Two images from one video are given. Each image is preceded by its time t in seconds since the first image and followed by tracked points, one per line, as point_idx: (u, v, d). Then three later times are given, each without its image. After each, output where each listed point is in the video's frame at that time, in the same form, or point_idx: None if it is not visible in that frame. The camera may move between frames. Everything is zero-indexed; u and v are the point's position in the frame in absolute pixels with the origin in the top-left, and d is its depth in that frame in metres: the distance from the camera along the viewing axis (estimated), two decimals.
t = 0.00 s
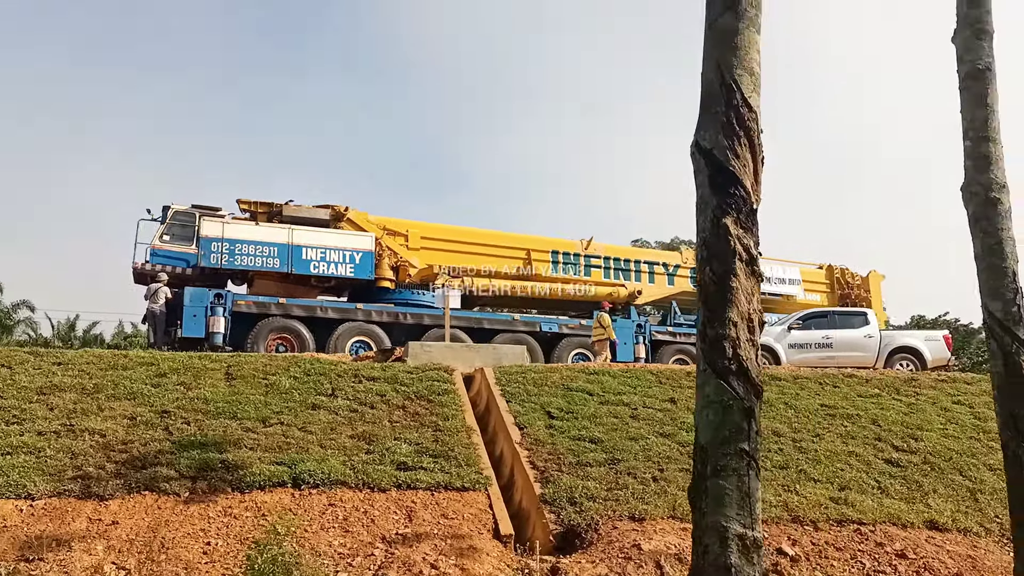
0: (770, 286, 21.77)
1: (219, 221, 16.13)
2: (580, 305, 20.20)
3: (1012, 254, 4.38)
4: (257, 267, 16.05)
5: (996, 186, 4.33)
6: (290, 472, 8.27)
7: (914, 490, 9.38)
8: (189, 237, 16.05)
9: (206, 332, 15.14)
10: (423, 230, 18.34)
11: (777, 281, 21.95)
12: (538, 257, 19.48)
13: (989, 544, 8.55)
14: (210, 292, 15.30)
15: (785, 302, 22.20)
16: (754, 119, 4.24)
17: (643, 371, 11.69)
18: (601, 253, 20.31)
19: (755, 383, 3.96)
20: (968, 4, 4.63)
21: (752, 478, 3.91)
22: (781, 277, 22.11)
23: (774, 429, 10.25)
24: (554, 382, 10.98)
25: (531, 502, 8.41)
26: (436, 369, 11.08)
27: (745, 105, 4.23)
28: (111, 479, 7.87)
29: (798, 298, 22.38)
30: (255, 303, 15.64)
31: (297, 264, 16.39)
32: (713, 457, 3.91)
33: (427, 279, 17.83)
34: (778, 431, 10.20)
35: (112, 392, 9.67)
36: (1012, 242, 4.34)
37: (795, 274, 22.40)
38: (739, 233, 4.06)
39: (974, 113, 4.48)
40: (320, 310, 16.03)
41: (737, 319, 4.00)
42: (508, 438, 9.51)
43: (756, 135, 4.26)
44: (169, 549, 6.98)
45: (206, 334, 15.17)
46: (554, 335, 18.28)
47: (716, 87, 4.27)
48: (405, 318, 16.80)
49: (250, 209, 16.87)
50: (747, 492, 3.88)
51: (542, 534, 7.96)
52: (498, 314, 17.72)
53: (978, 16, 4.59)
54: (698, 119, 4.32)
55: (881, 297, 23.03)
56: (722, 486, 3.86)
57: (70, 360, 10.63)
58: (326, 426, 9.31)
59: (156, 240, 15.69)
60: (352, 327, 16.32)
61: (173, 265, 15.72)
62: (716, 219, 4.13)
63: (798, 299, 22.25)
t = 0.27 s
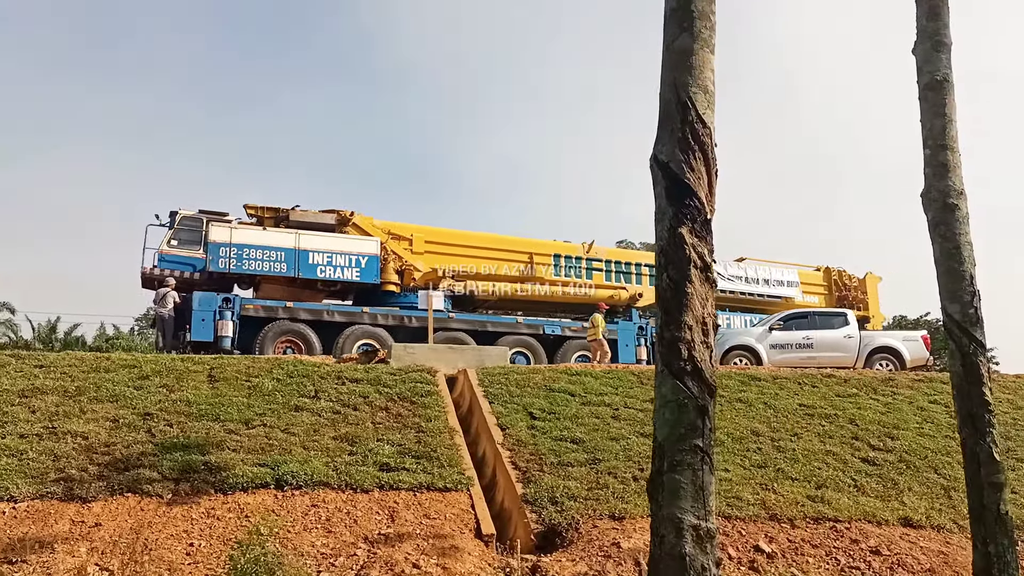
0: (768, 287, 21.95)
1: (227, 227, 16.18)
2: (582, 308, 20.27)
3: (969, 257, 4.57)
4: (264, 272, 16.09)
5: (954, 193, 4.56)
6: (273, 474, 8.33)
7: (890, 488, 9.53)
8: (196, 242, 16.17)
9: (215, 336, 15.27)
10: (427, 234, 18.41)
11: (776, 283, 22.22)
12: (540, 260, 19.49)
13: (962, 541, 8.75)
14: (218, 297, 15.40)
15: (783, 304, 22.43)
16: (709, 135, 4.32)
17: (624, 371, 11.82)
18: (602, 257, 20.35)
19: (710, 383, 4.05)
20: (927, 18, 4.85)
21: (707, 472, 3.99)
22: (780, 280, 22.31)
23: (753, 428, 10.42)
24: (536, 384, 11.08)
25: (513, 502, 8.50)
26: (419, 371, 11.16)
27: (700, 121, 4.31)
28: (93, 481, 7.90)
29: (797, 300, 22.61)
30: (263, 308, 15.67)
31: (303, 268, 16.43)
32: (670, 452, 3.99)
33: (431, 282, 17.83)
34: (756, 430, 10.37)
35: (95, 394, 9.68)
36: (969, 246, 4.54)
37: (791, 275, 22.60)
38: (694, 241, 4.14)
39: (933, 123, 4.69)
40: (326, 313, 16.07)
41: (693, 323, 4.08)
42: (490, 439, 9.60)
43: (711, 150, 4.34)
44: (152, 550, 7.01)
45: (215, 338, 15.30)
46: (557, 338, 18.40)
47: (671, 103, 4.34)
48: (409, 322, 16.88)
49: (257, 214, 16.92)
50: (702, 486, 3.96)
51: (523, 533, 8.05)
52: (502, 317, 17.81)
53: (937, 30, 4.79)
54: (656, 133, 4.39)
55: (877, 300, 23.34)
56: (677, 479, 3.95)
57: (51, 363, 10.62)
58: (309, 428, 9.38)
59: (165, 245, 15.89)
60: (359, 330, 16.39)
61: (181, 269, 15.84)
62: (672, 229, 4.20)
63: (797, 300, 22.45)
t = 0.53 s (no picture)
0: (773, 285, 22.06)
1: (241, 228, 16.28)
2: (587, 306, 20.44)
3: (933, 255, 4.70)
4: (277, 273, 16.22)
5: (919, 194, 4.65)
6: (262, 470, 8.44)
7: (870, 481, 9.69)
8: (211, 244, 16.28)
9: (229, 336, 15.43)
10: (436, 233, 18.37)
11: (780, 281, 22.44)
12: (547, 259, 19.46)
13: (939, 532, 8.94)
14: (232, 297, 15.56)
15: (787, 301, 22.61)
16: (669, 143, 4.43)
17: (610, 368, 11.96)
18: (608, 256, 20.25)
19: (667, 379, 4.17)
20: (893, 24, 4.98)
21: (664, 462, 4.12)
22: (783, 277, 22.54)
23: (737, 423, 10.58)
24: (523, 380, 11.21)
25: (499, 497, 8.63)
26: (407, 368, 11.29)
27: (659, 130, 4.42)
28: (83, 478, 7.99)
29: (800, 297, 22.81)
30: (276, 308, 15.86)
31: (316, 270, 16.57)
32: (629, 444, 4.11)
33: (440, 283, 18.13)
34: (739, 425, 10.54)
35: (84, 393, 9.77)
36: (933, 245, 4.67)
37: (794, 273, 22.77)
38: (653, 245, 4.25)
39: (900, 125, 4.80)
40: (338, 313, 16.26)
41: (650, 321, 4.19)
42: (477, 435, 9.73)
43: (669, 158, 4.45)
44: (142, 546, 7.11)
45: (230, 338, 15.47)
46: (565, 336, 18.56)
47: (632, 113, 4.44)
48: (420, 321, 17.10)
49: (269, 215, 16.96)
50: (659, 475, 4.10)
51: (508, 527, 8.19)
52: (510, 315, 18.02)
53: (903, 35, 4.92)
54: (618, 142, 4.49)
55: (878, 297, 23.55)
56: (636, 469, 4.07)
57: (41, 362, 10.69)
58: (297, 425, 9.50)
59: (179, 246, 16.04)
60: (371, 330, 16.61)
61: (196, 271, 16.00)
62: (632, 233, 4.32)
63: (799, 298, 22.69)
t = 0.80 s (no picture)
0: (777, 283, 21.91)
1: (255, 227, 16.33)
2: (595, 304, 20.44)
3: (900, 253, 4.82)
4: (290, 271, 16.28)
5: (884, 194, 4.77)
6: (247, 465, 8.53)
7: (850, 475, 9.81)
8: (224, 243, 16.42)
9: (243, 333, 15.49)
10: (446, 233, 18.51)
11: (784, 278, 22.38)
12: (555, 258, 19.55)
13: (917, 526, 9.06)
14: (246, 295, 15.61)
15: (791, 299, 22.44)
16: (629, 147, 4.45)
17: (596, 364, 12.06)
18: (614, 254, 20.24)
19: (624, 375, 4.23)
20: (863, 27, 5.10)
21: (620, 453, 4.19)
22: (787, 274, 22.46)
23: (719, 418, 10.70)
24: (509, 376, 11.32)
25: (483, 492, 8.72)
26: (393, 364, 11.39)
27: (619, 134, 4.44)
28: (69, 474, 8.05)
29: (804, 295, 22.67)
30: (289, 306, 15.89)
31: (327, 268, 16.65)
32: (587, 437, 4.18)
33: (449, 282, 18.16)
34: (722, 420, 10.66)
35: (71, 388, 9.82)
36: (900, 244, 4.78)
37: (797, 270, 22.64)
38: (611, 245, 4.29)
39: (867, 127, 4.92)
40: (349, 311, 16.27)
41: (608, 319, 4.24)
42: (462, 431, 9.83)
43: (629, 161, 4.48)
44: (128, 540, 7.19)
45: (243, 335, 15.52)
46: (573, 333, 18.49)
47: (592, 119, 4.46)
48: (430, 318, 17.04)
49: (281, 214, 17.08)
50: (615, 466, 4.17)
51: (492, 522, 8.28)
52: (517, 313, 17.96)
53: (871, 38, 5.04)
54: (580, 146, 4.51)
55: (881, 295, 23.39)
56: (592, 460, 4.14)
57: (28, 358, 10.73)
58: (283, 421, 9.59)
59: (191, 245, 16.13)
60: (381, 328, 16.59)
61: (208, 269, 16.10)
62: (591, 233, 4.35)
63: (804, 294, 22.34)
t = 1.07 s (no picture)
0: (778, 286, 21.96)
1: (263, 228, 16.44)
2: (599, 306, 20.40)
3: (862, 256, 4.92)
4: (299, 273, 16.38)
5: (846, 199, 4.86)
6: (225, 464, 8.55)
7: (825, 475, 9.89)
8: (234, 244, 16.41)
9: (252, 334, 15.52)
10: (452, 234, 18.44)
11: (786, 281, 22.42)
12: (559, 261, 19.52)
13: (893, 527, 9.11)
14: (256, 296, 15.65)
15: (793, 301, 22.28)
16: (583, 154, 4.46)
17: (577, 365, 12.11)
18: (619, 255, 20.16)
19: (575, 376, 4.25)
20: (829, 34, 5.19)
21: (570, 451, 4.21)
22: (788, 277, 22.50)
23: (698, 419, 10.77)
24: (489, 376, 11.38)
25: (461, 491, 8.76)
26: (374, 364, 11.45)
27: (573, 141, 4.45)
28: (46, 472, 8.04)
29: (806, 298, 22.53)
30: (298, 306, 15.94)
31: (335, 269, 16.71)
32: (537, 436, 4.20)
33: (455, 282, 18.06)
34: (701, 420, 10.73)
35: (50, 387, 9.81)
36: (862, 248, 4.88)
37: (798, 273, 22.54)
38: (563, 249, 4.32)
39: (831, 133, 5.01)
40: (358, 312, 16.33)
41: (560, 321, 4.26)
42: (442, 430, 9.88)
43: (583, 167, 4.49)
44: (104, 538, 7.20)
45: (253, 336, 15.56)
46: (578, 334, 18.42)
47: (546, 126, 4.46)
48: (436, 319, 17.07)
49: (290, 215, 17.07)
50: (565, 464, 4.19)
51: (469, 521, 8.32)
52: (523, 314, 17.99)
53: (837, 45, 5.13)
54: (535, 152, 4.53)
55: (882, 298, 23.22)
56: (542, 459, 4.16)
57: (7, 356, 10.70)
58: (263, 420, 9.61)
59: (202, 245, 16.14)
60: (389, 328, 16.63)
61: (218, 270, 16.07)
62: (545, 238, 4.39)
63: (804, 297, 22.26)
